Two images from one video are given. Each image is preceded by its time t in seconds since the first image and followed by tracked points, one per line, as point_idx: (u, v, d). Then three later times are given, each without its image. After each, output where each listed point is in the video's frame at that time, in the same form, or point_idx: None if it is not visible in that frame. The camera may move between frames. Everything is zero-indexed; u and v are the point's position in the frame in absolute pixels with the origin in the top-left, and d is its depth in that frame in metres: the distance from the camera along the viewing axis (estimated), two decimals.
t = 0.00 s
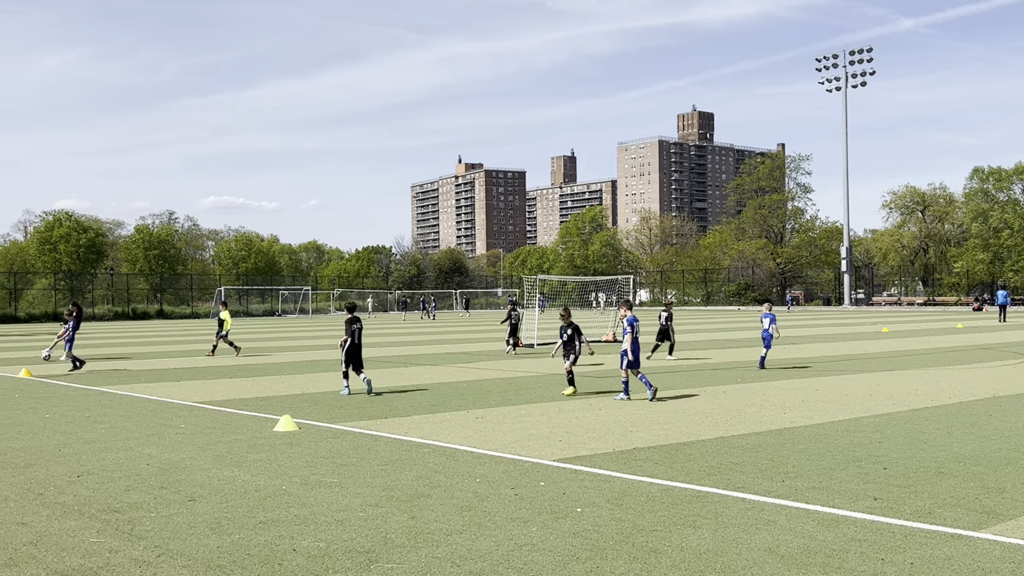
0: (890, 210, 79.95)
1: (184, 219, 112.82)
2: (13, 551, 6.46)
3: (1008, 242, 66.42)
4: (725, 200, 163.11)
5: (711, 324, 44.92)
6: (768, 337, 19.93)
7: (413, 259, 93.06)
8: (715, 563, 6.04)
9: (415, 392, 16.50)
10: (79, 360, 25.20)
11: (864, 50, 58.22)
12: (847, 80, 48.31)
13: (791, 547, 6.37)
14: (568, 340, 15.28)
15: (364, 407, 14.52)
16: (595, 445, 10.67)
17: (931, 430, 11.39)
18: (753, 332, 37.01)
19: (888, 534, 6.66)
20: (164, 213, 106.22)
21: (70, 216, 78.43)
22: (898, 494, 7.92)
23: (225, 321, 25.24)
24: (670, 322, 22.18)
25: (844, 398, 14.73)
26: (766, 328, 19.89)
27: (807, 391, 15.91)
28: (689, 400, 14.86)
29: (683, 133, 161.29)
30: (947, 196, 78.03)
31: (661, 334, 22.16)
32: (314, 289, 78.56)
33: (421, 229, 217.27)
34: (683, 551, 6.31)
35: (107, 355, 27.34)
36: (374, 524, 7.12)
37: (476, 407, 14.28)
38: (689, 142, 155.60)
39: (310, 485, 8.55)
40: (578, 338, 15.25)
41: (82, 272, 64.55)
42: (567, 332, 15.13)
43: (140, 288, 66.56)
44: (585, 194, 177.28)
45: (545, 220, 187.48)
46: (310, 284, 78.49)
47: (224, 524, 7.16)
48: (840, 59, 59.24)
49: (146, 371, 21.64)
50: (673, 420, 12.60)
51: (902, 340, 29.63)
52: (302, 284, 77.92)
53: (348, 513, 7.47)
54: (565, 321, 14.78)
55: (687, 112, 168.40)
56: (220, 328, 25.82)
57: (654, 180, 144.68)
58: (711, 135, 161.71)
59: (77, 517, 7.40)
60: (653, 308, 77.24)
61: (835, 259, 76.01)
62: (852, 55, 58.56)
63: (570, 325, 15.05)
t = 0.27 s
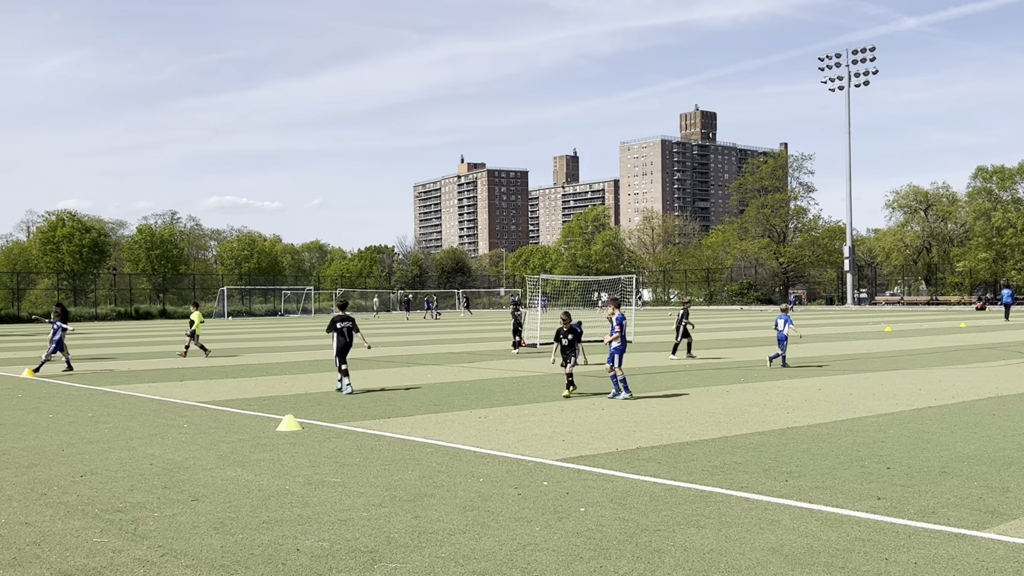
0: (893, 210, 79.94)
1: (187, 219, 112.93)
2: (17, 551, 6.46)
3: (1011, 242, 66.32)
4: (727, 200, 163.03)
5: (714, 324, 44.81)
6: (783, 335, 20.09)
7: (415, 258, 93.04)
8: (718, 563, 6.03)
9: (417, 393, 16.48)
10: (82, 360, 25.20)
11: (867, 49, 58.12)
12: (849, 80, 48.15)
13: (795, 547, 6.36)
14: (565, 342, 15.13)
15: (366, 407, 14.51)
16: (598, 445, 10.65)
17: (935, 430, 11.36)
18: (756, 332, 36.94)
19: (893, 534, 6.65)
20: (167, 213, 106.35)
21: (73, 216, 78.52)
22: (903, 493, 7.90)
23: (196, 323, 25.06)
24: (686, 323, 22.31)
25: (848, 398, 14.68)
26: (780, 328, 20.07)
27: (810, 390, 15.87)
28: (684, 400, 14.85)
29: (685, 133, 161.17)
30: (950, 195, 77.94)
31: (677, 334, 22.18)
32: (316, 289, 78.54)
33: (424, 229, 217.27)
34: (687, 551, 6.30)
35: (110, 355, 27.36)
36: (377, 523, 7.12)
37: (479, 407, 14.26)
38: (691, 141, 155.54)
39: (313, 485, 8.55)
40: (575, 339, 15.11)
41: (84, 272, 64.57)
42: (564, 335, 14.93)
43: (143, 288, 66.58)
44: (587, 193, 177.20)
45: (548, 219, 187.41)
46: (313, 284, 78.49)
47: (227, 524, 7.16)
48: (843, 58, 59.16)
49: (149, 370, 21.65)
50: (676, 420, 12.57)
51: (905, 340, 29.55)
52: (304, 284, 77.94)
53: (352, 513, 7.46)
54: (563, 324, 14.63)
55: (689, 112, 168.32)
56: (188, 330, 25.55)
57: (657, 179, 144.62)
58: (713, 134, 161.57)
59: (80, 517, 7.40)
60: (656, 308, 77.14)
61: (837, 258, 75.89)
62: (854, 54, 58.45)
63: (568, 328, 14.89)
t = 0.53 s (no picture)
0: (894, 210, 79.92)
1: (188, 219, 112.98)
2: (18, 551, 6.46)
3: (1012, 241, 66.26)
4: (729, 199, 162.97)
5: (715, 323, 44.74)
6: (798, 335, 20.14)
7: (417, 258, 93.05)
8: (718, 563, 6.03)
9: (417, 392, 16.47)
10: (83, 360, 25.22)
11: (867, 49, 58.09)
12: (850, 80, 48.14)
13: (795, 547, 6.36)
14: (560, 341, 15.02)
15: (367, 407, 14.50)
16: (598, 445, 10.64)
17: (936, 430, 11.34)
18: (757, 331, 36.87)
19: (893, 533, 6.65)
20: (168, 213, 106.40)
21: (75, 216, 78.63)
22: (903, 493, 7.90)
23: (172, 324, 25.01)
24: (705, 324, 22.39)
25: (849, 398, 14.66)
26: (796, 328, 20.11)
27: (811, 390, 15.84)
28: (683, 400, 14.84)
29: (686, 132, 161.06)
30: (951, 195, 77.91)
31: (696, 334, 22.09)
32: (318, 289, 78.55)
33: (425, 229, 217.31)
34: (688, 551, 6.30)
35: (111, 355, 27.37)
36: (377, 524, 7.12)
37: (479, 407, 14.25)
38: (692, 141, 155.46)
39: (314, 485, 8.56)
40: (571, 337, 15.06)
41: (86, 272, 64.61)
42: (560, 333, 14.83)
43: (144, 288, 66.59)
44: (588, 193, 177.14)
45: (549, 219, 187.36)
46: (314, 284, 78.51)
47: (228, 524, 7.16)
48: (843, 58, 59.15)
49: (150, 371, 21.67)
50: (677, 420, 12.56)
51: (907, 339, 29.48)
52: (306, 284, 77.96)
53: (352, 513, 7.47)
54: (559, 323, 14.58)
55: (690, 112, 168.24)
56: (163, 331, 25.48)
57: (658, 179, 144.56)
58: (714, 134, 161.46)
59: (81, 517, 7.41)
60: (657, 307, 77.09)
61: (838, 258, 75.86)
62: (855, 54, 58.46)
63: (565, 327, 14.83)
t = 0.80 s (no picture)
0: (894, 209, 79.99)
1: (188, 219, 112.96)
2: (19, 551, 6.46)
3: (1012, 241, 66.28)
4: (729, 199, 163.01)
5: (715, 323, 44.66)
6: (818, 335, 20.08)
7: (417, 257, 93.07)
8: (720, 562, 6.03)
9: (417, 392, 16.43)
10: (82, 360, 25.16)
11: (869, 49, 58.07)
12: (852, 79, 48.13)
13: (796, 547, 6.35)
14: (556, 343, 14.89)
15: (367, 407, 14.46)
16: (599, 445, 10.63)
17: (936, 429, 11.32)
18: (756, 331, 36.82)
19: (894, 533, 6.65)
20: (168, 213, 106.37)
21: (76, 216, 78.67)
22: (904, 493, 7.90)
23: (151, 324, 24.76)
24: (723, 322, 22.18)
25: (849, 398, 14.62)
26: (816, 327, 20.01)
27: (812, 390, 15.81)
28: (683, 399, 14.82)
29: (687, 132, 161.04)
30: (952, 195, 77.86)
31: (715, 334, 21.95)
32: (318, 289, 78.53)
33: (425, 229, 217.22)
34: (688, 550, 6.30)
35: (111, 354, 27.32)
36: (378, 523, 7.13)
37: (480, 407, 14.20)
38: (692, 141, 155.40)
39: (315, 485, 8.56)
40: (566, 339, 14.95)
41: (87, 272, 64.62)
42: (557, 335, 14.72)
43: (144, 287, 66.58)
44: (588, 193, 177.17)
45: (549, 219, 187.27)
46: (315, 283, 78.49)
47: (229, 523, 7.18)
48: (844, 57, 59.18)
49: (149, 371, 21.63)
50: (678, 419, 12.54)
51: (907, 339, 29.43)
52: (306, 284, 77.95)
53: (352, 513, 7.46)
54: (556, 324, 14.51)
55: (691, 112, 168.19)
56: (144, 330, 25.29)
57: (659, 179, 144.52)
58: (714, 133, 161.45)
59: (82, 517, 7.41)
60: (657, 307, 77.02)
61: (839, 257, 75.86)
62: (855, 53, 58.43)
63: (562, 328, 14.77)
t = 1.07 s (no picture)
0: (895, 209, 80.04)
1: (189, 219, 112.95)
2: (19, 551, 6.46)
3: (1012, 241, 66.30)
4: (729, 199, 163.04)
5: (715, 323, 44.61)
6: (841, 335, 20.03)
7: (416, 257, 93.08)
8: (720, 562, 6.03)
9: (418, 392, 16.41)
10: (82, 360, 25.13)
11: (869, 48, 58.06)
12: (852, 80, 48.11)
13: (796, 547, 6.35)
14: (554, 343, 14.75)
15: (368, 407, 14.44)
16: (599, 445, 10.62)
17: (937, 429, 11.32)
18: (756, 331, 36.79)
19: (894, 533, 6.65)
20: (168, 213, 106.35)
21: (76, 216, 78.71)
22: (904, 493, 7.89)
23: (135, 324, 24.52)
24: (743, 322, 21.94)
25: (850, 398, 14.60)
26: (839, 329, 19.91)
27: (812, 390, 15.79)
28: (683, 399, 14.80)
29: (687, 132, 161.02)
30: (952, 195, 77.83)
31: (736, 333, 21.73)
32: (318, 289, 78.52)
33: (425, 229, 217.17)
34: (689, 550, 6.30)
35: (111, 354, 27.29)
36: (379, 523, 7.12)
37: (480, 407, 14.18)
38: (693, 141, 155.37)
39: (316, 485, 8.55)
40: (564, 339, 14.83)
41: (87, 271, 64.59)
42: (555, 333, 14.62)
43: (144, 287, 66.59)
44: (589, 193, 177.19)
45: (550, 219, 187.26)
46: (315, 283, 78.47)
47: (229, 523, 7.17)
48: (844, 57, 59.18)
49: (149, 371, 21.61)
50: (678, 419, 12.53)
51: (907, 339, 29.41)
52: (306, 283, 77.94)
53: (353, 513, 7.46)
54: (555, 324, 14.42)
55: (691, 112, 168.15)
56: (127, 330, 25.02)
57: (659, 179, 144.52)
58: (714, 133, 161.46)
59: (82, 517, 7.40)
60: (658, 307, 76.98)
61: (839, 257, 75.89)
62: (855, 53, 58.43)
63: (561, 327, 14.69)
